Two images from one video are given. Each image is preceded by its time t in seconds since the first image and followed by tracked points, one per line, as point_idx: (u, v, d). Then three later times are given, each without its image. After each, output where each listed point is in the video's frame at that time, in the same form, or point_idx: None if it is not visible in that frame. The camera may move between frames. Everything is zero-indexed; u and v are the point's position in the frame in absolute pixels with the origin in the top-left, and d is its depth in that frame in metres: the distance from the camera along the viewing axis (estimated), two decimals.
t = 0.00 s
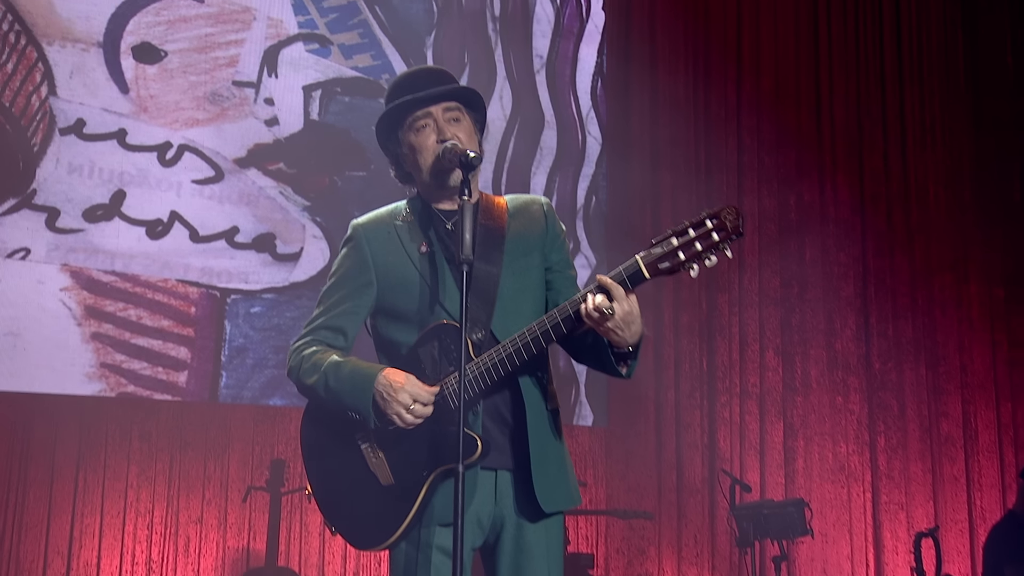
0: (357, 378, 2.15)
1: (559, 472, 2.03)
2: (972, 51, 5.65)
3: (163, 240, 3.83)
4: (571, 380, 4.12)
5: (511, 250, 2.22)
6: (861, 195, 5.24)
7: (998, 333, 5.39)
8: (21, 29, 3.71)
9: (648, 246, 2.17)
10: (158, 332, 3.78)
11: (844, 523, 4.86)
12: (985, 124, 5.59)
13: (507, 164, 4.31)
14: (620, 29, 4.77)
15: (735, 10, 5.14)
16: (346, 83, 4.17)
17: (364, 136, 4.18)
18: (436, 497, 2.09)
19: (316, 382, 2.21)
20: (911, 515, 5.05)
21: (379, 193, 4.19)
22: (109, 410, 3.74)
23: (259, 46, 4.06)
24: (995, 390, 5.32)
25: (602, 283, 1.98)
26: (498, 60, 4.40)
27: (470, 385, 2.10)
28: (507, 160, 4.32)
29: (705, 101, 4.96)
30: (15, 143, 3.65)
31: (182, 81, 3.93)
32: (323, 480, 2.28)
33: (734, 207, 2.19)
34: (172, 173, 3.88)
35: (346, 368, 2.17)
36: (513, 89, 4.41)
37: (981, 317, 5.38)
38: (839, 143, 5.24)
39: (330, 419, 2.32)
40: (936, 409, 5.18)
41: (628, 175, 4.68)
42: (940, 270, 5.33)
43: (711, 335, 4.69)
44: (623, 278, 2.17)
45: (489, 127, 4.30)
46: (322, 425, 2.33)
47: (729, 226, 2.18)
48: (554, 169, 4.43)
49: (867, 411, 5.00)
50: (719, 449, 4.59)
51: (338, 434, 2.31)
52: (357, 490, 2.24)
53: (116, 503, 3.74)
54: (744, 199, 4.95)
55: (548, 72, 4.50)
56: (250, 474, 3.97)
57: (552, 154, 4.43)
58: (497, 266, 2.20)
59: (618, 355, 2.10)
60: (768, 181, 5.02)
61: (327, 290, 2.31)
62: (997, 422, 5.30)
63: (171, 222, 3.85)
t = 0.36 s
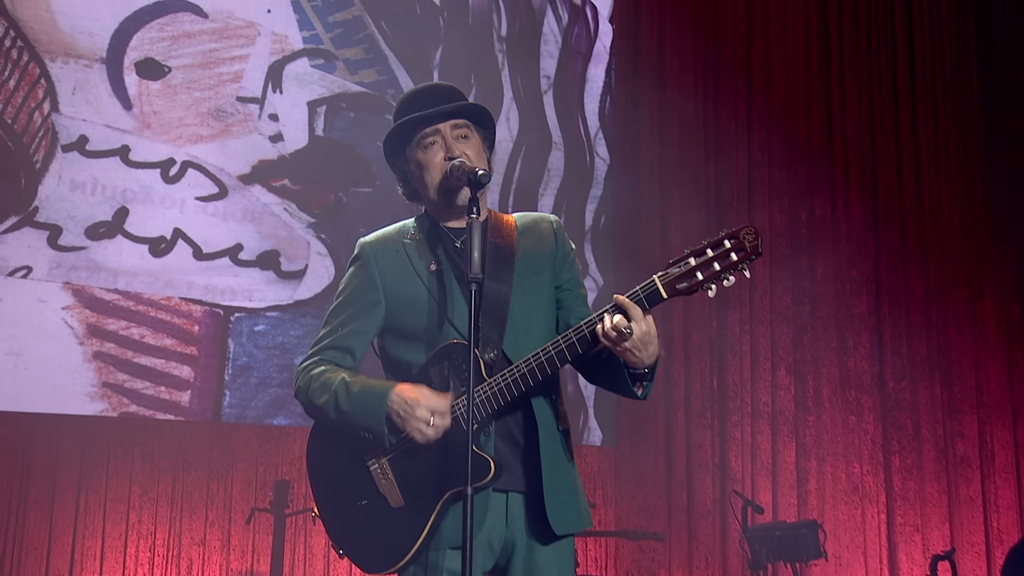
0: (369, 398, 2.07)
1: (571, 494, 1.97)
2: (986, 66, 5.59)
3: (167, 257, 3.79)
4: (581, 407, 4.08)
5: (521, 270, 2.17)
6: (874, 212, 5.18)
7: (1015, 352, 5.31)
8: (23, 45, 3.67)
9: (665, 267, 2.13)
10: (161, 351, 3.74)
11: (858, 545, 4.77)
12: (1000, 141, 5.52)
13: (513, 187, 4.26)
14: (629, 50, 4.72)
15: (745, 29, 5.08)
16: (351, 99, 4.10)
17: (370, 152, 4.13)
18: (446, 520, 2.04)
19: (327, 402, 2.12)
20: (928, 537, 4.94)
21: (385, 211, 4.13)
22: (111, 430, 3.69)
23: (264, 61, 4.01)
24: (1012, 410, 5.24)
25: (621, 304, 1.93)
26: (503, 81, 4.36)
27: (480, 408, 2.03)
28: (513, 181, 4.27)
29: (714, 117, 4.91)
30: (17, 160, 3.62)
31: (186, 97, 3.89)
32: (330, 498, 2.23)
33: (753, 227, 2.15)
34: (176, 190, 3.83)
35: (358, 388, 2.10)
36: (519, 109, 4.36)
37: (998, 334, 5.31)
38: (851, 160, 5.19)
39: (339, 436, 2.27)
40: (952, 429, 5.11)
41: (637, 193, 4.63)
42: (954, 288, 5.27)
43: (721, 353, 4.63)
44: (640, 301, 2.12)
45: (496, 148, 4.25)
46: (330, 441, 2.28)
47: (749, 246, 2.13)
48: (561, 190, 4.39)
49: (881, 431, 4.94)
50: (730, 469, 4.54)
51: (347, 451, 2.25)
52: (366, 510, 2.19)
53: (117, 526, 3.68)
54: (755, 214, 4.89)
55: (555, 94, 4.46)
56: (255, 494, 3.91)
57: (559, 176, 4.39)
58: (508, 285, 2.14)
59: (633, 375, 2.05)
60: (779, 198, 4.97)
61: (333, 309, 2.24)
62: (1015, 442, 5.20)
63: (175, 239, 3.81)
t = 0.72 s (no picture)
0: (370, 412, 2.00)
1: (574, 511, 1.91)
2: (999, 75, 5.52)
3: (167, 270, 3.73)
4: (587, 428, 4.07)
5: (524, 284, 2.11)
6: (886, 224, 5.11)
7: None
8: (22, 55, 3.63)
9: (671, 280, 2.09)
10: (161, 365, 3.69)
11: (871, 563, 4.68)
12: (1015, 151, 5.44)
13: (519, 204, 4.21)
14: (634, 70, 4.69)
15: (755, 41, 5.01)
16: (354, 109, 4.05)
17: (373, 163, 4.07)
18: (446, 540, 1.97)
19: (328, 416, 2.05)
20: (942, 555, 4.84)
21: (389, 222, 4.08)
22: (110, 446, 3.62)
23: (266, 71, 3.96)
24: None
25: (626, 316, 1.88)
26: (508, 95, 4.31)
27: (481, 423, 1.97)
28: (519, 197, 4.22)
29: (723, 124, 4.85)
30: (15, 172, 3.58)
31: (188, 108, 3.83)
32: (327, 515, 2.15)
33: (760, 239, 2.11)
34: (176, 202, 3.78)
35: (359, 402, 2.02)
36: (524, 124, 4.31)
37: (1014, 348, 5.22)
38: (862, 170, 5.12)
39: (339, 447, 2.19)
40: (966, 444, 5.02)
41: (645, 204, 4.57)
42: (968, 300, 5.19)
43: (730, 366, 4.57)
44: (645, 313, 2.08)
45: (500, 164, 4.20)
46: (327, 456, 2.20)
47: (755, 258, 2.09)
48: (567, 207, 4.34)
49: (894, 446, 4.86)
50: (740, 485, 4.46)
51: (345, 466, 2.18)
52: (363, 529, 2.11)
53: (116, 543, 3.61)
54: (764, 225, 4.83)
55: (561, 110, 4.42)
56: (256, 511, 3.84)
57: (565, 193, 4.34)
58: (510, 298, 2.09)
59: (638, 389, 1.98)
60: (789, 208, 4.91)
61: (333, 323, 2.16)
62: None
63: (175, 251, 3.75)
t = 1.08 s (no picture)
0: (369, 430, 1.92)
1: (576, 529, 1.83)
2: None
3: (173, 283, 3.67)
4: (601, 450, 3.98)
5: (525, 297, 2.04)
6: (907, 235, 5.00)
7: None
8: (26, 65, 3.58)
9: (673, 294, 2.04)
10: (167, 380, 3.62)
11: None
12: None
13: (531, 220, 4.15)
14: (649, 82, 4.59)
15: (770, 51, 4.93)
16: (363, 118, 3.97)
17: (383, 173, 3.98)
18: (444, 560, 1.89)
19: (324, 432, 1.97)
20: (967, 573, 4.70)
21: (398, 234, 3.99)
22: (116, 462, 3.58)
23: (273, 80, 3.90)
24: None
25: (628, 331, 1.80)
26: (520, 108, 4.23)
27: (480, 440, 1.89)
28: (531, 214, 4.15)
29: (740, 133, 4.75)
30: (19, 184, 3.54)
31: (194, 118, 3.77)
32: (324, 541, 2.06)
33: (764, 252, 2.07)
34: (182, 213, 3.71)
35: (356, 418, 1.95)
36: (537, 138, 4.23)
37: None
38: (883, 179, 5.01)
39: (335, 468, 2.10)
40: (993, 459, 4.85)
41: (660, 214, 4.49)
42: (993, 313, 5.02)
43: (748, 379, 4.49)
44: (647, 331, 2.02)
45: (510, 180, 4.13)
46: (324, 478, 2.11)
47: (759, 270, 2.05)
48: (580, 223, 4.26)
49: (917, 461, 4.71)
50: (758, 502, 4.37)
51: (341, 487, 2.08)
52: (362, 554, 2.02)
53: (121, 561, 3.55)
54: (782, 235, 4.73)
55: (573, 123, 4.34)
56: (262, 528, 3.77)
57: (579, 209, 4.27)
58: (511, 311, 2.02)
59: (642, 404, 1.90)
60: (808, 218, 4.81)
61: (329, 337, 2.09)
62: None
63: (181, 264, 3.69)
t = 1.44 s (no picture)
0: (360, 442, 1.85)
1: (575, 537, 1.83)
2: None
3: (182, 295, 3.59)
4: (621, 471, 3.86)
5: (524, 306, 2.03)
6: (939, 242, 4.64)
7: None
8: (32, 74, 3.54)
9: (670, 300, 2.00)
10: (175, 394, 3.55)
11: None
12: None
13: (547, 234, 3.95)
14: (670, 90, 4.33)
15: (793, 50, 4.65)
16: (376, 125, 3.84)
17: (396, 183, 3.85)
18: None
19: (316, 447, 1.90)
20: None
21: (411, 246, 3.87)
22: (124, 478, 3.49)
23: (284, 87, 3.78)
24: None
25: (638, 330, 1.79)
26: (537, 122, 4.04)
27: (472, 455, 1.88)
28: (547, 228, 3.95)
29: (761, 138, 4.47)
30: (25, 195, 3.50)
31: (203, 126, 3.69)
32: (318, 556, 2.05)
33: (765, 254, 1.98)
34: (191, 224, 3.63)
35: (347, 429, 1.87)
36: (555, 154, 4.03)
37: None
38: (914, 183, 4.66)
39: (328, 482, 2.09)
40: None
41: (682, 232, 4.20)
42: None
43: (773, 391, 4.23)
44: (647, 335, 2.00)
45: (526, 195, 3.94)
46: (317, 494, 2.09)
47: (759, 273, 1.97)
48: (599, 238, 4.04)
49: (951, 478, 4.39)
50: (785, 519, 4.12)
51: (335, 503, 2.07)
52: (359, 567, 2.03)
53: None
54: (809, 247, 4.44)
55: (593, 135, 4.13)
56: (272, 546, 3.65)
57: (597, 222, 4.05)
58: (508, 322, 2.01)
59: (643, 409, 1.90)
60: (834, 226, 4.49)
61: (323, 352, 2.05)
62: None
63: (190, 275, 3.61)
